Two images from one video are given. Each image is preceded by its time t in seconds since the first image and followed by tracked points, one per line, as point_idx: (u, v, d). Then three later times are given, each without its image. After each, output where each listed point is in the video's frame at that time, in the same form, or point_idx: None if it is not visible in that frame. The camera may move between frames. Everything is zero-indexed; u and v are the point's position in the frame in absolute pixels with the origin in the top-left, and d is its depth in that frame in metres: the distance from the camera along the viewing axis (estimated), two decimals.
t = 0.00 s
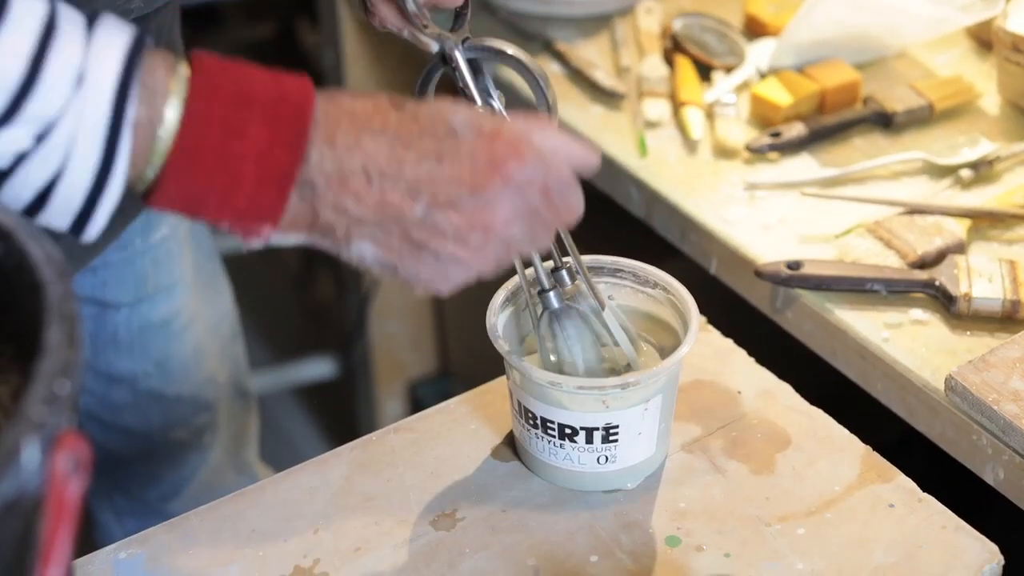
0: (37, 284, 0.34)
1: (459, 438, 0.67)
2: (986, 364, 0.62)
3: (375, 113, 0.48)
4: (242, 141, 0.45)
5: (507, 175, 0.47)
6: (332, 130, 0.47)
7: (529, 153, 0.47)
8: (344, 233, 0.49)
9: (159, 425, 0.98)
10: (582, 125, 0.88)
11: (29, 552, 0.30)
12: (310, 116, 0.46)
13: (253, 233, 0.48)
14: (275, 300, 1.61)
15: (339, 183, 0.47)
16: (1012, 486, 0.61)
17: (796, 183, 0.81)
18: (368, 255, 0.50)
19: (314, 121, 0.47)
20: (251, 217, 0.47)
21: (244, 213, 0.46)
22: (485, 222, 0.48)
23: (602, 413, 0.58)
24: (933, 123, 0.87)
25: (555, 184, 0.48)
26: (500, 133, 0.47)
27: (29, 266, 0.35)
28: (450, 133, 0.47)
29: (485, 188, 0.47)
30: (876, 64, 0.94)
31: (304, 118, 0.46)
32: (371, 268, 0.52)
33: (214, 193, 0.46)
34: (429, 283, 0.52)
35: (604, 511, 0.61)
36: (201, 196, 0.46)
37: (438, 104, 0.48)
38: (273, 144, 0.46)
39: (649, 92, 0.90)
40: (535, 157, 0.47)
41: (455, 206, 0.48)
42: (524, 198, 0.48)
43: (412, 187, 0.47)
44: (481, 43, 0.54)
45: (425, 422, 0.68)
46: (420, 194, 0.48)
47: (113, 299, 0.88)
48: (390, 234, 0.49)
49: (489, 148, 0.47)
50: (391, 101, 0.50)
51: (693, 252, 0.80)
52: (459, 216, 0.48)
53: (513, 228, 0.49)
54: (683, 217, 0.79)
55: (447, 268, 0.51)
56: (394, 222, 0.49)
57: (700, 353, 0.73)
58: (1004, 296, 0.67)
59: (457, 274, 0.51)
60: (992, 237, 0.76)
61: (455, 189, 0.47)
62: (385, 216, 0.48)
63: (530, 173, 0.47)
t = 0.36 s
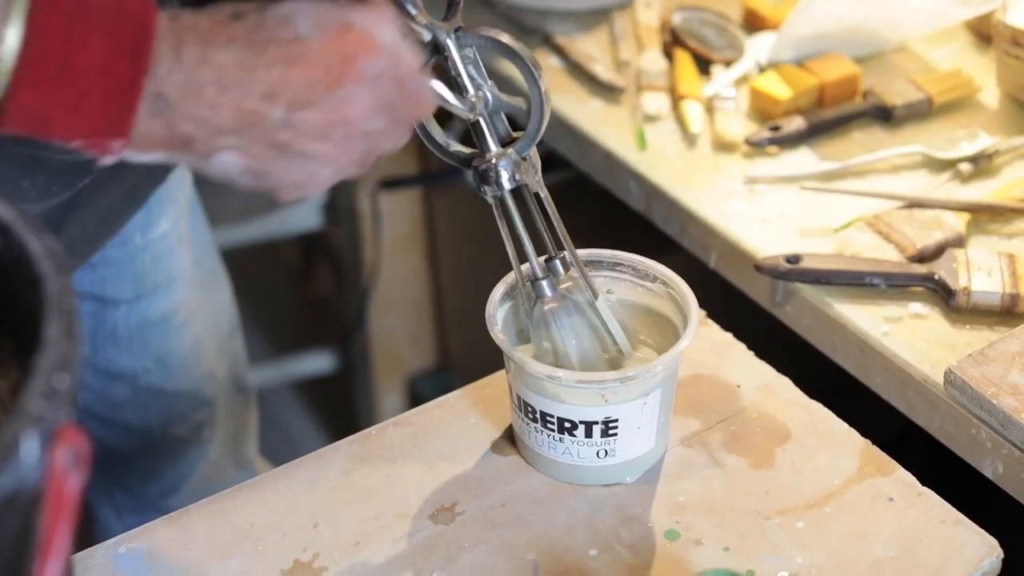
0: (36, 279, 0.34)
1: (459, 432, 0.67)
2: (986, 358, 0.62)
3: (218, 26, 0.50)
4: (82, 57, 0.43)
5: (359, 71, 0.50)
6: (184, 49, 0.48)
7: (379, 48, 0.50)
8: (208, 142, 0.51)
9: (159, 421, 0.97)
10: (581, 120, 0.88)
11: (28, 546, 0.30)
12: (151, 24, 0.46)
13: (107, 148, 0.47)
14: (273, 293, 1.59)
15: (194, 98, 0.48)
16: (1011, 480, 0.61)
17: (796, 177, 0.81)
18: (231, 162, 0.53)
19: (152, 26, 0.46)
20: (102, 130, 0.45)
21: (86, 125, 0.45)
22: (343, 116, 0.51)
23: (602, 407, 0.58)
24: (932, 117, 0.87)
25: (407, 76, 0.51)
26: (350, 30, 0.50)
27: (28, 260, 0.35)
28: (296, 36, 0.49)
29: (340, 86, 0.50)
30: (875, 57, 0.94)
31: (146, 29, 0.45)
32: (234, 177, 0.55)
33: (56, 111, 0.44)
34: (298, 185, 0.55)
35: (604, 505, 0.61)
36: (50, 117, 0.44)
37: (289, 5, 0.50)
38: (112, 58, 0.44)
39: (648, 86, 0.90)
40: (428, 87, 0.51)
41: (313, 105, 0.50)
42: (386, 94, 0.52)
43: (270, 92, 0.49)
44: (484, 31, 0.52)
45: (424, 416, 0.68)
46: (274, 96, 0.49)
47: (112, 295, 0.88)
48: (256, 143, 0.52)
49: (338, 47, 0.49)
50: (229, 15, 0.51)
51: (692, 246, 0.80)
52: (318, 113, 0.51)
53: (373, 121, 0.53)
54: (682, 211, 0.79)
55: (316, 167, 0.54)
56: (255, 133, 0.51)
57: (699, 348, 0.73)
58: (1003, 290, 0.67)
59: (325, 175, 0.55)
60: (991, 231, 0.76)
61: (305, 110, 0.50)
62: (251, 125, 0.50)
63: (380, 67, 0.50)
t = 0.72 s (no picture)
0: (36, 275, 0.34)
1: (458, 429, 0.67)
2: (985, 355, 0.62)
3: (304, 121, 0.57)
4: (186, 150, 0.52)
5: (445, 177, 0.55)
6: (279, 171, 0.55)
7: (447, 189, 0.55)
8: (286, 232, 0.57)
9: (156, 417, 0.97)
10: (581, 116, 0.88)
11: (28, 546, 0.30)
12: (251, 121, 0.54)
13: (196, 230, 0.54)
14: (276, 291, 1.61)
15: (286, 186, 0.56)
16: (1011, 476, 0.61)
17: (795, 173, 0.81)
18: (307, 255, 0.59)
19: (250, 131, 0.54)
20: (195, 216, 0.53)
21: (181, 209, 0.53)
22: (421, 222, 0.57)
23: (602, 403, 0.58)
24: (932, 113, 0.87)
25: (492, 187, 0.55)
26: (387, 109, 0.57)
27: (28, 257, 0.35)
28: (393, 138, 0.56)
29: (424, 191, 0.56)
30: (875, 53, 0.94)
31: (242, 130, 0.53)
32: (311, 272, 0.61)
33: (160, 197, 0.52)
34: (370, 286, 0.61)
35: (603, 501, 0.61)
36: (145, 199, 0.52)
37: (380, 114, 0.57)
38: (212, 158, 0.52)
39: (648, 83, 0.90)
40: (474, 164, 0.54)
41: (395, 207, 0.57)
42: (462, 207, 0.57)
43: (355, 189, 0.56)
44: None
45: (423, 413, 0.68)
46: (364, 197, 0.57)
47: (108, 294, 0.88)
48: (334, 239, 0.59)
49: (429, 153, 0.55)
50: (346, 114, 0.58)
51: (692, 242, 0.80)
52: (399, 216, 0.57)
53: (449, 233, 0.59)
54: (682, 207, 0.79)
55: (383, 268, 0.60)
56: (337, 228, 0.58)
57: (699, 344, 0.73)
58: (1003, 287, 0.67)
59: (394, 279, 0.61)
60: (990, 227, 0.76)
61: (397, 194, 0.56)
62: (329, 218, 0.57)
63: (471, 176, 0.54)
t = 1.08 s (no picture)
0: (36, 274, 0.34)
1: (459, 427, 0.67)
2: (985, 353, 0.62)
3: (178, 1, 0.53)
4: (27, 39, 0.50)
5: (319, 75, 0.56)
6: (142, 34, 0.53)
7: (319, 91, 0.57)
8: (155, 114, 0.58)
9: (151, 420, 0.98)
10: (580, 116, 0.88)
11: (27, 542, 0.30)
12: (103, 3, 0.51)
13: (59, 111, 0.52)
14: (276, 290, 1.60)
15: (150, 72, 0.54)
16: (1011, 475, 0.61)
17: (795, 172, 0.81)
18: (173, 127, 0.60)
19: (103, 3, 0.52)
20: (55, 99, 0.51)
21: (41, 95, 0.51)
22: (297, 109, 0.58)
23: (601, 402, 0.58)
24: (932, 113, 0.87)
25: (371, 67, 0.55)
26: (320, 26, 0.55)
27: (28, 256, 0.35)
28: (265, 31, 0.54)
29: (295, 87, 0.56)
30: (875, 52, 0.94)
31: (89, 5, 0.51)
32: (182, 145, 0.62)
33: (16, 79, 0.50)
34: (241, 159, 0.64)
35: (603, 500, 0.61)
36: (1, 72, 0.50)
37: None
38: (65, 41, 0.50)
39: (648, 82, 0.90)
40: (353, 57, 0.55)
41: (267, 101, 0.58)
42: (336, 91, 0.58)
43: (228, 85, 0.56)
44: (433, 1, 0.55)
45: (423, 412, 0.68)
46: (244, 95, 0.57)
47: (101, 297, 0.88)
48: (199, 118, 0.59)
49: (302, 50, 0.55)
50: None
51: (692, 241, 0.80)
52: (268, 109, 0.58)
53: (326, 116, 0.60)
54: (681, 206, 0.79)
55: (255, 151, 0.62)
56: (204, 113, 0.59)
57: (699, 343, 0.73)
58: (1003, 286, 0.67)
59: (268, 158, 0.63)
60: (990, 227, 0.76)
61: (269, 88, 0.57)
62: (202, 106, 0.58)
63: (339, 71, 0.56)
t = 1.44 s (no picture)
0: (36, 274, 0.34)
1: (459, 427, 0.67)
2: (985, 353, 0.62)
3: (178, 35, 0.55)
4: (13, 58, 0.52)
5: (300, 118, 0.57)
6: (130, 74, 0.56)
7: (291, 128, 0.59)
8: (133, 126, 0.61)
9: (142, 424, 0.97)
10: (580, 115, 0.88)
11: (27, 543, 0.30)
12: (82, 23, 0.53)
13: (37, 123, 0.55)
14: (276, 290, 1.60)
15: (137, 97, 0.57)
16: (1011, 475, 0.61)
17: (795, 171, 0.81)
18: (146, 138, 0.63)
19: (84, 32, 0.54)
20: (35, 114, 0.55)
21: (21, 110, 0.54)
22: (272, 137, 0.61)
23: (602, 401, 0.58)
24: (932, 112, 0.87)
25: (346, 113, 0.56)
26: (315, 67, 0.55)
27: (28, 255, 0.35)
28: (256, 67, 0.56)
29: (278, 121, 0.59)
30: (875, 51, 0.94)
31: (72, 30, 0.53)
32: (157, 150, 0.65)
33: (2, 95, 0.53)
34: (202, 177, 0.66)
35: (603, 499, 0.61)
36: None
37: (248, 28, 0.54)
38: (47, 63, 0.53)
39: (648, 81, 0.90)
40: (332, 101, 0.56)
41: (245, 131, 0.60)
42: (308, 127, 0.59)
43: (207, 115, 0.59)
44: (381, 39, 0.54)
45: (423, 412, 0.68)
46: (220, 122, 0.59)
47: (88, 302, 0.87)
48: (174, 136, 0.62)
49: (290, 93, 0.56)
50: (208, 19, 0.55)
51: (692, 241, 0.80)
52: (240, 137, 0.61)
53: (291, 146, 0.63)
54: (682, 205, 0.79)
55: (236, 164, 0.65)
56: (179, 132, 0.61)
57: (699, 343, 0.73)
58: (1003, 285, 0.67)
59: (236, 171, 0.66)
60: (990, 226, 0.76)
61: (249, 117, 0.59)
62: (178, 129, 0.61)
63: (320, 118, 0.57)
